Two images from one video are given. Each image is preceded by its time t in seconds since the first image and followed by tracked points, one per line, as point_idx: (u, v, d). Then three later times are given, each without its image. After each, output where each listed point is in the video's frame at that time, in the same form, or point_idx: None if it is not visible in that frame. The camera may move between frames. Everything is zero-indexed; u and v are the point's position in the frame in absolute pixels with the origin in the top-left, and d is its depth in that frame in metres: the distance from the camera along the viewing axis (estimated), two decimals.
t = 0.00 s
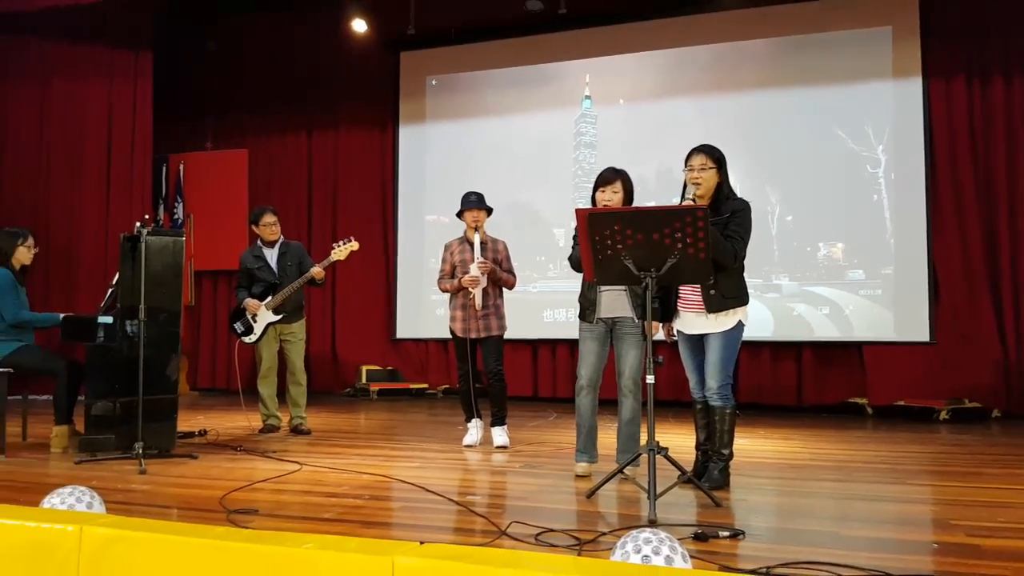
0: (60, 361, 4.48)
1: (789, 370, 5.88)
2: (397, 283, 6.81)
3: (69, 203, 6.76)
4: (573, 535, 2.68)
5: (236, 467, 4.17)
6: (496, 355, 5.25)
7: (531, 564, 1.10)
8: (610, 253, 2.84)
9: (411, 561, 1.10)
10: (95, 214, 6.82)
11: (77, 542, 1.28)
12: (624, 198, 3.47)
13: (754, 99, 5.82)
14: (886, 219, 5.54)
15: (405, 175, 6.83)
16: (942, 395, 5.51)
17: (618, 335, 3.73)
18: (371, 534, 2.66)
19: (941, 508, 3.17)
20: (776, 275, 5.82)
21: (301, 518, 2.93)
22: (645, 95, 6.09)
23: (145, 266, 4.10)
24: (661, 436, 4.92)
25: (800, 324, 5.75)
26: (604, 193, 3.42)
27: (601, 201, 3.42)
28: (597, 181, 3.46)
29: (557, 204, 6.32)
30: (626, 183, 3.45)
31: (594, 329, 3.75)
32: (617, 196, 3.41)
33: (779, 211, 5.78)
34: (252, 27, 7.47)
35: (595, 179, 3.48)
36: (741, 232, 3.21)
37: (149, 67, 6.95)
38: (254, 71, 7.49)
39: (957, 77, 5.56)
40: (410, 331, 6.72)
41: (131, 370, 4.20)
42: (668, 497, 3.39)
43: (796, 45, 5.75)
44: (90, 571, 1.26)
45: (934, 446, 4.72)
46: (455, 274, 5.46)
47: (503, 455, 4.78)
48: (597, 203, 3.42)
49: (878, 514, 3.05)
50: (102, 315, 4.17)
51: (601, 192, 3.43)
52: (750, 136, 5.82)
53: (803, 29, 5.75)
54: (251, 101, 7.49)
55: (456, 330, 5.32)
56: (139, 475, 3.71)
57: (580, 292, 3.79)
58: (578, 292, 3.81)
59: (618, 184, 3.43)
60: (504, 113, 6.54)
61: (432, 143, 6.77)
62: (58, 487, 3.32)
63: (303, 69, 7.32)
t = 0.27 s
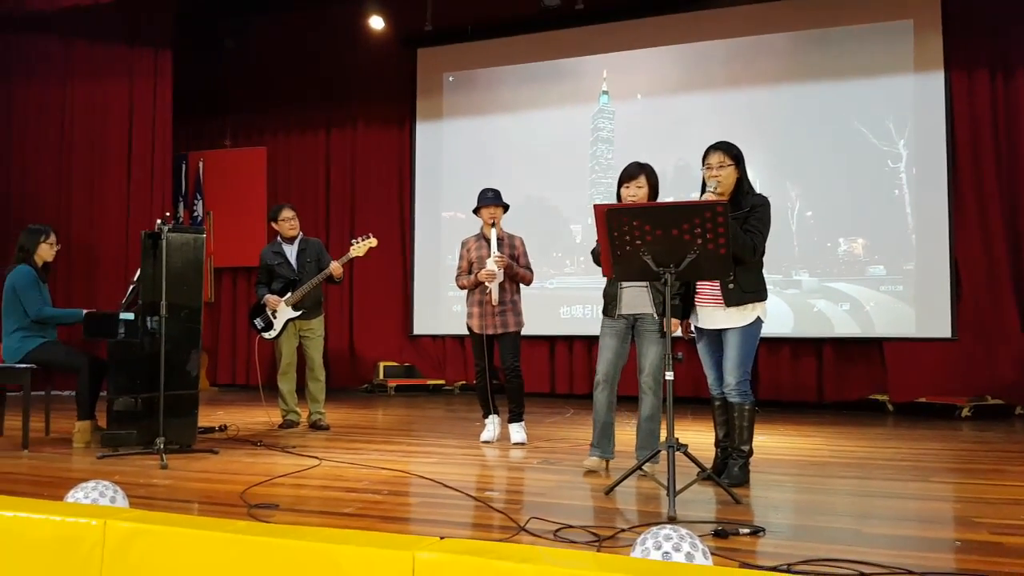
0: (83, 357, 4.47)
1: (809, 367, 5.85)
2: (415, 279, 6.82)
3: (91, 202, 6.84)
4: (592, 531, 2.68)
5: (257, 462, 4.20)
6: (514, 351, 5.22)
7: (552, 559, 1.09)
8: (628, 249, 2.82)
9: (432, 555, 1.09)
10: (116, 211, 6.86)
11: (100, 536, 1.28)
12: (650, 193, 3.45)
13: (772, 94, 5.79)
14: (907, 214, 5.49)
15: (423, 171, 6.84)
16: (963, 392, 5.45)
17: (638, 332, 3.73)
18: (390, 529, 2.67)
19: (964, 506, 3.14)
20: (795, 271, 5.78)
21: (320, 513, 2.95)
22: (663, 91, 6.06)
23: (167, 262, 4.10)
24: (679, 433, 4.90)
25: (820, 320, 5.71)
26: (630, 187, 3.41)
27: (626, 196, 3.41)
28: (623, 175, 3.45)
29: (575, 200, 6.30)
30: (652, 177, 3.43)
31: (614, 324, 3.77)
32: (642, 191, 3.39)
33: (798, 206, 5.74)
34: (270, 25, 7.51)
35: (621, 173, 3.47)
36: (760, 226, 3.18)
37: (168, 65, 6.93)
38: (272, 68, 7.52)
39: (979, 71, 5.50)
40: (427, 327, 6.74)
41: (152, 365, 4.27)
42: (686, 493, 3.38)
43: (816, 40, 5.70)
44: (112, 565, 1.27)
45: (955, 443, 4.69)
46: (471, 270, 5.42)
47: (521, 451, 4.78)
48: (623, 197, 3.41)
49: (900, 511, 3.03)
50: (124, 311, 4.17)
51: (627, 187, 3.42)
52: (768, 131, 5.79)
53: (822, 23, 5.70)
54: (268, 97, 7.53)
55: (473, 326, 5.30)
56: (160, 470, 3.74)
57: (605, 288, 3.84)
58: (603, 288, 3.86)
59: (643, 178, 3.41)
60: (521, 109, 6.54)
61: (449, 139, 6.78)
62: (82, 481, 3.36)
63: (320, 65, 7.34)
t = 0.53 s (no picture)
0: (105, 353, 4.51)
1: (828, 363, 5.82)
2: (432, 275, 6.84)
3: (110, 199, 6.92)
4: (611, 528, 2.67)
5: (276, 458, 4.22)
6: (532, 349, 5.20)
7: (571, 555, 1.09)
8: (647, 246, 2.78)
9: (451, 550, 1.09)
10: (136, 211, 6.96)
11: (123, 531, 1.29)
12: (671, 188, 3.42)
13: (791, 89, 5.76)
14: (928, 210, 5.44)
15: (440, 168, 6.86)
16: (983, 389, 5.41)
17: (658, 328, 3.71)
18: (408, 524, 2.68)
19: (985, 504, 3.12)
20: (815, 267, 5.74)
21: (339, 508, 2.96)
22: (681, 86, 6.04)
23: (188, 259, 4.15)
24: (698, 430, 4.88)
25: (839, 317, 5.68)
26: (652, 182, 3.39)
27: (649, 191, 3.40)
28: (646, 170, 3.43)
29: (592, 196, 6.30)
30: (674, 173, 3.41)
31: (634, 320, 3.75)
32: (665, 186, 3.38)
33: (818, 202, 5.70)
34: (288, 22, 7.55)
35: (643, 169, 3.45)
36: (779, 223, 3.14)
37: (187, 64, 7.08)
38: (290, 66, 7.55)
39: (1002, 65, 5.44)
40: (444, 324, 6.76)
41: (174, 362, 4.26)
42: (704, 491, 3.37)
43: (836, 34, 5.66)
44: (134, 559, 1.28)
45: (976, 441, 4.65)
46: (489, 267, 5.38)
47: (539, 447, 4.79)
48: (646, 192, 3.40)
49: (920, 509, 3.01)
50: (144, 308, 4.17)
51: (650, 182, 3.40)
52: (787, 126, 5.76)
53: (842, 17, 5.66)
54: (286, 95, 7.56)
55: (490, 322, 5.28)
56: (180, 466, 3.77)
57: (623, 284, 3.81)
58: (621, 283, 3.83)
59: (666, 173, 3.39)
60: (538, 105, 6.54)
61: (467, 136, 6.78)
62: (103, 477, 3.39)
63: (337, 62, 7.36)
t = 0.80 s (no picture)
0: (118, 350, 4.53)
1: (841, 360, 5.82)
2: (444, 272, 6.86)
3: (124, 196, 6.94)
4: (625, 524, 2.67)
5: (291, 454, 4.24)
6: (544, 347, 5.17)
7: (587, 551, 1.10)
8: (661, 243, 2.74)
9: (466, 546, 1.09)
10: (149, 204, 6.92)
11: (140, 526, 1.29)
12: (687, 185, 3.41)
13: (805, 85, 5.75)
14: (942, 207, 5.42)
15: (452, 165, 6.87)
16: (995, 386, 5.38)
17: (674, 326, 3.70)
18: (422, 521, 2.69)
19: (999, 501, 3.11)
20: (828, 264, 5.73)
21: (353, 504, 2.97)
22: (694, 83, 6.04)
23: (201, 257, 4.15)
24: (711, 427, 4.88)
25: (853, 313, 5.67)
26: (667, 178, 3.39)
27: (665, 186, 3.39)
28: (662, 166, 3.43)
29: (604, 193, 6.31)
30: (690, 170, 3.40)
31: (649, 317, 3.74)
32: (681, 182, 3.37)
33: (831, 198, 5.69)
34: (301, 21, 7.57)
35: (660, 165, 3.45)
36: (791, 221, 3.11)
37: (200, 61, 7.00)
38: (302, 63, 7.58)
39: (1017, 60, 5.42)
40: (457, 321, 6.78)
41: (187, 359, 4.27)
42: (719, 487, 3.37)
43: (850, 30, 5.64)
44: (150, 555, 1.27)
45: (989, 438, 4.63)
46: (502, 264, 5.36)
47: (552, 444, 4.80)
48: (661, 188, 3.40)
49: (934, 506, 3.00)
50: (158, 305, 4.20)
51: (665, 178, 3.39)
52: (799, 123, 5.76)
53: (857, 13, 5.64)
54: (299, 92, 7.58)
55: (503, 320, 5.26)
56: (195, 463, 3.79)
57: (638, 280, 3.80)
58: (636, 280, 3.82)
59: (682, 170, 3.38)
60: (550, 103, 6.55)
61: (479, 133, 6.80)
62: (119, 474, 3.41)
63: (350, 60, 7.38)
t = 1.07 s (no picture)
0: (125, 346, 4.54)
1: (847, 358, 5.82)
2: (451, 270, 6.88)
3: (131, 194, 6.96)
4: (631, 522, 2.68)
5: (299, 450, 4.25)
6: (550, 345, 5.14)
7: (594, 549, 1.10)
8: (668, 241, 2.73)
9: (473, 543, 1.10)
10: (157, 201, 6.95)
11: (147, 522, 1.29)
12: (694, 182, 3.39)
13: (813, 84, 5.74)
14: (949, 205, 5.42)
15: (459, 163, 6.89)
16: (1001, 385, 5.37)
17: (682, 324, 3.70)
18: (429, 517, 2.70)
19: (1005, 500, 3.11)
20: (834, 262, 5.73)
21: (360, 501, 2.98)
22: (701, 81, 6.04)
23: (208, 254, 4.16)
24: (717, 425, 4.89)
25: (860, 312, 5.67)
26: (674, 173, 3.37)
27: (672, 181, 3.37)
28: (668, 163, 3.42)
29: (611, 192, 6.31)
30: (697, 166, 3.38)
31: (657, 314, 3.73)
32: (688, 177, 3.35)
33: (838, 197, 5.69)
34: (308, 18, 7.58)
35: (666, 163, 3.44)
36: (796, 216, 3.10)
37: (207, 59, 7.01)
38: (309, 61, 7.59)
39: None
40: (463, 318, 6.81)
41: (194, 356, 4.28)
42: (725, 485, 3.38)
43: (859, 28, 5.63)
44: (158, 551, 1.28)
45: (995, 437, 4.62)
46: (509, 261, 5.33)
47: (558, 442, 4.81)
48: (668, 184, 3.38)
49: (940, 505, 3.00)
50: (166, 302, 4.25)
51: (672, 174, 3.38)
52: (806, 121, 5.75)
53: (866, 11, 5.63)
54: (307, 90, 7.59)
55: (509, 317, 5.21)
56: (202, 459, 3.80)
57: (646, 277, 3.79)
58: (643, 276, 3.81)
59: (689, 165, 3.36)
60: (558, 100, 6.56)
61: (486, 131, 6.81)
62: (127, 470, 3.42)
63: (357, 57, 7.38)
